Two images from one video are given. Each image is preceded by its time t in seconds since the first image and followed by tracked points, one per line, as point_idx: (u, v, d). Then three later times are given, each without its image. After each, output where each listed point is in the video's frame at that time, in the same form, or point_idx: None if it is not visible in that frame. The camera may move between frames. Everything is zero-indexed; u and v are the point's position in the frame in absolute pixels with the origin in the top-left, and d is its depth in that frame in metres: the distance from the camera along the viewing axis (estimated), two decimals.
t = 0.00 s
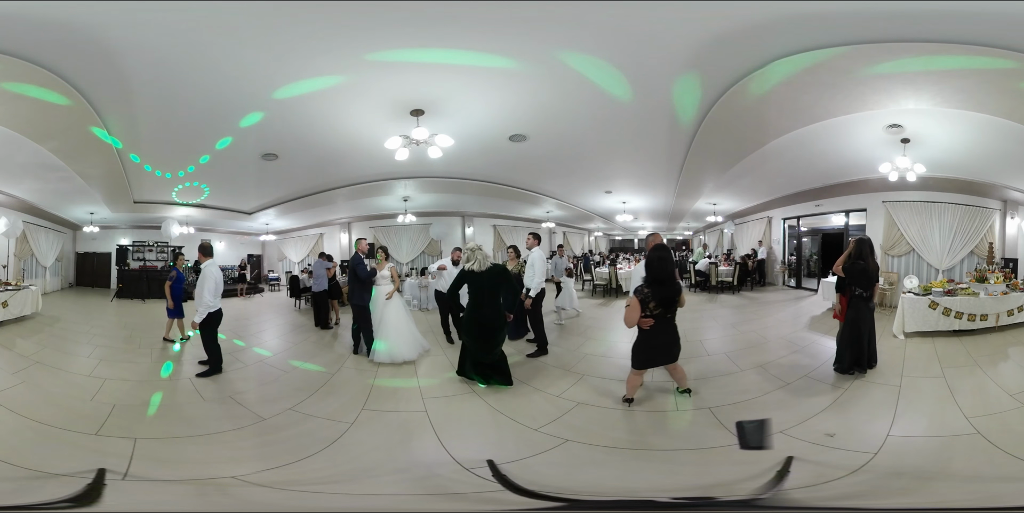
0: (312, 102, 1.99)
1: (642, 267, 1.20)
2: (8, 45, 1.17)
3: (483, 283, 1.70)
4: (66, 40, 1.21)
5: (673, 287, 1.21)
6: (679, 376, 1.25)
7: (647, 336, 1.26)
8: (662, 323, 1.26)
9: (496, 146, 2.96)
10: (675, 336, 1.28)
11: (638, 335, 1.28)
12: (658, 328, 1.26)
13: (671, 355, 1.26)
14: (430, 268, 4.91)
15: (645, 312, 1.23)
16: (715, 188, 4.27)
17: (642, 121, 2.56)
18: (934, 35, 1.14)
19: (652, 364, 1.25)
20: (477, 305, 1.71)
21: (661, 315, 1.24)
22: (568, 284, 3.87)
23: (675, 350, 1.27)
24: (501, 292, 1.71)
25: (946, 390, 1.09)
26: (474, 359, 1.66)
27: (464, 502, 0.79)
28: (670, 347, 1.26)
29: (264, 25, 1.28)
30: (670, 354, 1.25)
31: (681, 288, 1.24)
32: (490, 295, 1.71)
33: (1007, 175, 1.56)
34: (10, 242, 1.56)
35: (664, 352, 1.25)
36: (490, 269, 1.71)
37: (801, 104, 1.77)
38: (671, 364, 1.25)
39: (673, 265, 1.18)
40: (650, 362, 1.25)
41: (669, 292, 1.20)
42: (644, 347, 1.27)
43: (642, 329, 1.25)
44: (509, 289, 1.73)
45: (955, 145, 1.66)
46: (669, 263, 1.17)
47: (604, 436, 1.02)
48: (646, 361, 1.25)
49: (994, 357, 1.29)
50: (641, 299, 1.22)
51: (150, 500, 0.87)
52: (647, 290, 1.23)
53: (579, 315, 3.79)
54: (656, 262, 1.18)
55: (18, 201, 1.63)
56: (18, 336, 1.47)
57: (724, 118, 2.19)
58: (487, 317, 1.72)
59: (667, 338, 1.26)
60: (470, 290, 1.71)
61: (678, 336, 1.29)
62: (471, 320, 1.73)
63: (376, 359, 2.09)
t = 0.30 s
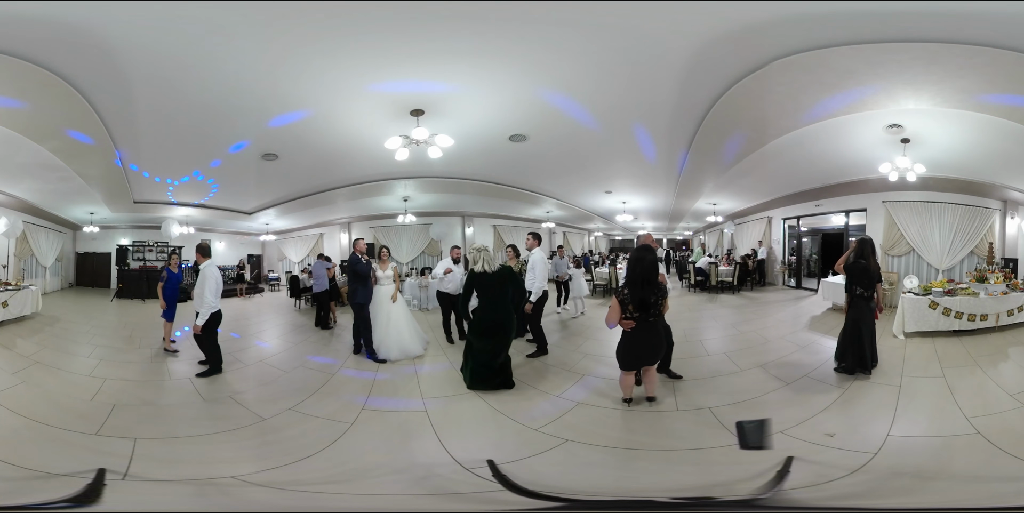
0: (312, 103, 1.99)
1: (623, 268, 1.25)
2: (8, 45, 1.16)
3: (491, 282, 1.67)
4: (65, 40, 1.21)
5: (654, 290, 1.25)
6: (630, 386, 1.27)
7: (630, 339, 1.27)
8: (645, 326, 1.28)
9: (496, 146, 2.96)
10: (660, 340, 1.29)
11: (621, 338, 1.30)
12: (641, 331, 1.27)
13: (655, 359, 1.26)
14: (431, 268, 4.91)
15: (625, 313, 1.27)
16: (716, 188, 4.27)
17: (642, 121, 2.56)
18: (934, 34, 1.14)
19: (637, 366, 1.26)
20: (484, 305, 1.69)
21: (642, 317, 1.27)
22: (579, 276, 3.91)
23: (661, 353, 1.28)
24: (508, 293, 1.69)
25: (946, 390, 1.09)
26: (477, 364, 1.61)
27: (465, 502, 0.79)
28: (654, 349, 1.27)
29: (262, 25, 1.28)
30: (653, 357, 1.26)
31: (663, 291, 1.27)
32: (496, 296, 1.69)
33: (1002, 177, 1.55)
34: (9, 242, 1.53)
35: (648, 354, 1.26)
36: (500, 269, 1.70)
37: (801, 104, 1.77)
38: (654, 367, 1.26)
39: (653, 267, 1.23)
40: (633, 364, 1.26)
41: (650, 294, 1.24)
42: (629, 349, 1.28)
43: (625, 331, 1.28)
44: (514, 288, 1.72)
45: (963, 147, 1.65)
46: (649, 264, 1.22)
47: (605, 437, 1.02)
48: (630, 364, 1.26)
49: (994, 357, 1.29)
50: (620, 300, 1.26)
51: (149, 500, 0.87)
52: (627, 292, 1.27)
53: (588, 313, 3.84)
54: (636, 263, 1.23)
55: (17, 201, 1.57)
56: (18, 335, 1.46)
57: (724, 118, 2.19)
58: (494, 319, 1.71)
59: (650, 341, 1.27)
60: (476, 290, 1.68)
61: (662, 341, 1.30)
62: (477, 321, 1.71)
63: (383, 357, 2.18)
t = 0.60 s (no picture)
0: (312, 104, 2.00)
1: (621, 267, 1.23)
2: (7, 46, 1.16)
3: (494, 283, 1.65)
4: (66, 41, 1.21)
5: (651, 288, 1.23)
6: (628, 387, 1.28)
7: (627, 336, 1.29)
8: (641, 323, 1.29)
9: (496, 146, 2.97)
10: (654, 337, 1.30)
11: (619, 335, 1.33)
12: (637, 329, 1.29)
13: (651, 357, 1.28)
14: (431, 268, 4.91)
15: (622, 311, 1.27)
16: (715, 188, 4.28)
17: (642, 121, 2.56)
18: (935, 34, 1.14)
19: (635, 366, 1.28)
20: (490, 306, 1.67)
21: (639, 315, 1.27)
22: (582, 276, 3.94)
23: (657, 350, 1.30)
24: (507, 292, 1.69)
25: (946, 390, 1.08)
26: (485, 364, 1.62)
27: (465, 502, 0.79)
28: (650, 346, 1.28)
29: (261, 25, 1.28)
30: (649, 355, 1.27)
31: (660, 289, 1.26)
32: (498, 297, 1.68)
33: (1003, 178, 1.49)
34: (9, 242, 1.49)
35: (643, 352, 1.27)
36: (501, 269, 1.69)
37: (801, 104, 1.77)
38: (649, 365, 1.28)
39: (651, 265, 1.21)
40: (632, 363, 1.27)
41: (647, 292, 1.22)
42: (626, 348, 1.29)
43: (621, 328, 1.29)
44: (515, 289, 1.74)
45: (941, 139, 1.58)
46: (647, 263, 1.19)
47: (605, 436, 1.02)
48: (627, 362, 1.28)
49: (995, 357, 1.29)
50: (618, 298, 1.26)
51: (150, 499, 0.87)
52: (625, 290, 1.26)
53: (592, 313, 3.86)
54: (634, 262, 1.20)
55: (18, 201, 1.51)
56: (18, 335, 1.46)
57: (724, 117, 2.19)
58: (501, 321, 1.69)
59: (646, 339, 1.28)
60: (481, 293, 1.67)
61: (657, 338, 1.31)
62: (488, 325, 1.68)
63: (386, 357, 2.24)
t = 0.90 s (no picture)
0: (312, 104, 2.01)
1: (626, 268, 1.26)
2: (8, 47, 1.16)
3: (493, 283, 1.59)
4: (68, 43, 1.22)
5: (657, 290, 1.25)
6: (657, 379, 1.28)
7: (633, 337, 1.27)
8: (647, 325, 1.28)
9: (496, 146, 2.97)
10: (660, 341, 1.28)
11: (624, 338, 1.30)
12: (644, 329, 1.27)
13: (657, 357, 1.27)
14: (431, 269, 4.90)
15: (627, 311, 1.27)
16: (715, 189, 4.28)
17: (642, 121, 2.56)
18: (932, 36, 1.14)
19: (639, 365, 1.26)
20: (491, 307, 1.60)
21: (645, 316, 1.27)
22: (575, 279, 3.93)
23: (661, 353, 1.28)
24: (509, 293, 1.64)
25: (946, 390, 1.08)
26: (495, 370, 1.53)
27: (465, 502, 0.79)
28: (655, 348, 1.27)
29: (261, 25, 1.28)
30: (655, 357, 1.26)
31: (666, 291, 1.27)
32: (499, 297, 1.63)
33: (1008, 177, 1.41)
34: (9, 242, 1.49)
35: (649, 354, 1.26)
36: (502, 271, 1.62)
37: (800, 105, 1.77)
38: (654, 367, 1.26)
39: (656, 267, 1.24)
40: (635, 361, 1.25)
41: (652, 293, 1.23)
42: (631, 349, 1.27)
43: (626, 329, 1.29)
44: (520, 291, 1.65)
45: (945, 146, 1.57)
46: (653, 265, 1.24)
47: (605, 436, 1.02)
48: (630, 362, 1.25)
49: (995, 357, 1.28)
50: (623, 298, 1.26)
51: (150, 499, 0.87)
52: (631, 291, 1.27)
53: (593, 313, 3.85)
54: (638, 264, 1.25)
55: (18, 201, 1.52)
56: (19, 334, 1.46)
57: (724, 116, 2.17)
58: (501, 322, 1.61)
59: (651, 340, 1.27)
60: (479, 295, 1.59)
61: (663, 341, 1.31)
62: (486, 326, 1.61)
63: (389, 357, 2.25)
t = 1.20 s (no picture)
0: (312, 103, 2.01)
1: (645, 267, 1.37)
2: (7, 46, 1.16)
3: (486, 279, 1.79)
4: (68, 43, 1.22)
5: (674, 286, 1.38)
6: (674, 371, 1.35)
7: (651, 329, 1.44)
8: (664, 317, 1.43)
9: (496, 145, 2.96)
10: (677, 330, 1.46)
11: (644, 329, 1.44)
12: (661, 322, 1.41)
13: (674, 346, 1.43)
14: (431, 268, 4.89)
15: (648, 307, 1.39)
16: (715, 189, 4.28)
17: (642, 120, 2.56)
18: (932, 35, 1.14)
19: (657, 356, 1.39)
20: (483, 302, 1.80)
21: (663, 310, 1.40)
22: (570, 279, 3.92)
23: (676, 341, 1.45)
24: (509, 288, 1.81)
25: (945, 390, 1.08)
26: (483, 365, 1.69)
27: (466, 502, 0.79)
28: (672, 339, 1.44)
29: (260, 25, 1.28)
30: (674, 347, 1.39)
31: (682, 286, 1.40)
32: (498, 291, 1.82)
33: (1007, 177, 1.34)
34: (10, 242, 1.48)
35: (666, 343, 1.43)
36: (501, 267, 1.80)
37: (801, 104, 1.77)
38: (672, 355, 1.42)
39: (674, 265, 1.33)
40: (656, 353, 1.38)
41: (669, 289, 1.37)
42: (649, 339, 1.44)
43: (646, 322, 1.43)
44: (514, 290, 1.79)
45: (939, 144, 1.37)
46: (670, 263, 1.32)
47: (604, 436, 1.03)
48: (649, 352, 1.42)
49: (995, 356, 1.28)
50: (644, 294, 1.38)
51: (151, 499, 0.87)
52: (651, 287, 1.40)
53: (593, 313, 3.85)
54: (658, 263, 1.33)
55: (19, 201, 1.53)
56: (18, 335, 1.46)
57: (724, 115, 2.17)
58: (490, 316, 1.82)
59: (667, 330, 1.45)
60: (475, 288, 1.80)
61: (679, 331, 1.47)
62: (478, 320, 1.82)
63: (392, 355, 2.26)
